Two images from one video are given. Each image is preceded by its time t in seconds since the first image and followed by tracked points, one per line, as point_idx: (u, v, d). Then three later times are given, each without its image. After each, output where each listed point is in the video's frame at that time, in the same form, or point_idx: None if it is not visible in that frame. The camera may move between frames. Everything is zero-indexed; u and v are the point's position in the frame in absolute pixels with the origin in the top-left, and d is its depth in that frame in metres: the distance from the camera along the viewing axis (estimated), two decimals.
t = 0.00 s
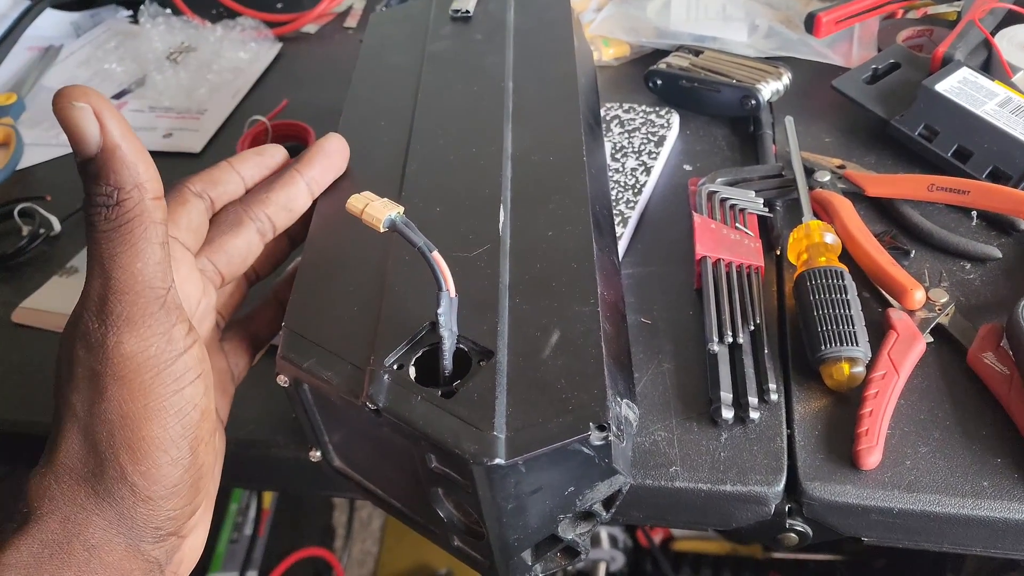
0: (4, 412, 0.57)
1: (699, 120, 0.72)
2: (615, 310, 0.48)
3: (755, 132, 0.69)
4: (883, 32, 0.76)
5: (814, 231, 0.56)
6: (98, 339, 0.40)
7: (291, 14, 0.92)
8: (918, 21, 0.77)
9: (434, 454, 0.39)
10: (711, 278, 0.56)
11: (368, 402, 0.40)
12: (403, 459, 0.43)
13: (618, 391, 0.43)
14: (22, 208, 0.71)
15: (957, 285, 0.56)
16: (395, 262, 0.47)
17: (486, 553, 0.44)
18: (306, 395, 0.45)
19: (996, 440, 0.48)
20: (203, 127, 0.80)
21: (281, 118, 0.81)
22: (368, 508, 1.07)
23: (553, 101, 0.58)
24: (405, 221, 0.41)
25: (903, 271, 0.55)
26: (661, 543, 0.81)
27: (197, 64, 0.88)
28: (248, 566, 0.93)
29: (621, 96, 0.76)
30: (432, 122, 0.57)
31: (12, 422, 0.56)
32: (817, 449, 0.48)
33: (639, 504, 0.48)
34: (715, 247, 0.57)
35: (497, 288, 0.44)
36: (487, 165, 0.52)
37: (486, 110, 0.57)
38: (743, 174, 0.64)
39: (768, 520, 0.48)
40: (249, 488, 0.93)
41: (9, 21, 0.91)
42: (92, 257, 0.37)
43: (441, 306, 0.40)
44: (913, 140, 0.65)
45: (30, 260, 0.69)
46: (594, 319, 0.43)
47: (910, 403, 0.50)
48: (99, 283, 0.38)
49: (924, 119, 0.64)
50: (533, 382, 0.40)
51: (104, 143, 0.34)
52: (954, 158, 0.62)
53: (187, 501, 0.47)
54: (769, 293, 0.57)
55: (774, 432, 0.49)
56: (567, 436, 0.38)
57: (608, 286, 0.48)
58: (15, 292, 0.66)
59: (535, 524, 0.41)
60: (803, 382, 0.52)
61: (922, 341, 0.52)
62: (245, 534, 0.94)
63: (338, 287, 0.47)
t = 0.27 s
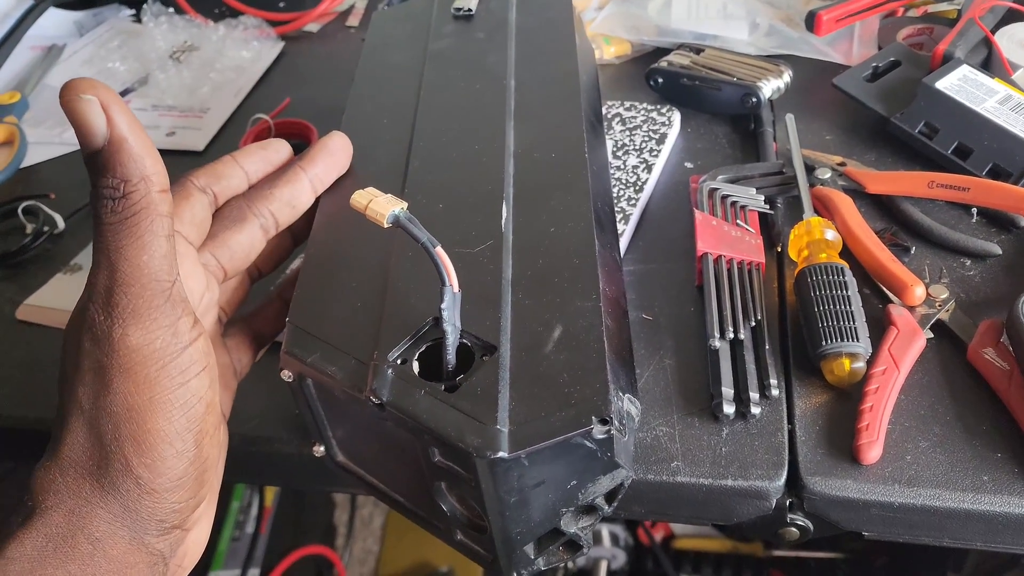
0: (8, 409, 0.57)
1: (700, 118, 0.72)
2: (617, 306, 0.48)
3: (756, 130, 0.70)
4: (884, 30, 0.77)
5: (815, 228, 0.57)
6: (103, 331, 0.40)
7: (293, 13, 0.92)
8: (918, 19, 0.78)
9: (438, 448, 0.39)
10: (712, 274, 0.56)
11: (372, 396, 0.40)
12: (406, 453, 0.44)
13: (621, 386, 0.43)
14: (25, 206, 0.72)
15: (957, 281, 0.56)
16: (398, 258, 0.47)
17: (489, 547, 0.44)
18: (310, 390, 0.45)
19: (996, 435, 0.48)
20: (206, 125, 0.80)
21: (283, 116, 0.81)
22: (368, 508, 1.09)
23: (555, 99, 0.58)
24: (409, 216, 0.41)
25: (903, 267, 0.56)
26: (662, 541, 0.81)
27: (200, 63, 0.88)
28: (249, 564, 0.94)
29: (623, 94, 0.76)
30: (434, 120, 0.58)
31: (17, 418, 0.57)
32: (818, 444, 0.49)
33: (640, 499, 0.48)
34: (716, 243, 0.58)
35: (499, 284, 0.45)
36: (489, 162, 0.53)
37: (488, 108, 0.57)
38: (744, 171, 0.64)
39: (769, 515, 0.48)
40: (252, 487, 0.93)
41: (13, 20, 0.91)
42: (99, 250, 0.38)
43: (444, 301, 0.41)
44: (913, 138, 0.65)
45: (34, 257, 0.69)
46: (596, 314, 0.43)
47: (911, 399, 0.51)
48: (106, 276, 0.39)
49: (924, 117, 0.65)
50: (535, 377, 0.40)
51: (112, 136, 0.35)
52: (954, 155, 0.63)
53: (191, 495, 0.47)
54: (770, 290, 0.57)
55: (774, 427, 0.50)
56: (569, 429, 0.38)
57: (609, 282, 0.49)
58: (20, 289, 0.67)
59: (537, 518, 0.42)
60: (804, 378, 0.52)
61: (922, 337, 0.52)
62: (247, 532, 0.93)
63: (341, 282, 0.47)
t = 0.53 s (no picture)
0: (7, 410, 0.57)
1: (698, 119, 0.72)
2: (614, 307, 0.49)
3: (754, 131, 0.70)
4: (882, 31, 0.77)
5: (812, 229, 0.57)
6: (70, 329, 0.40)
7: (293, 14, 0.92)
8: (917, 19, 0.78)
9: (434, 449, 0.39)
10: (710, 276, 0.56)
11: (369, 397, 0.41)
12: (402, 454, 0.44)
13: (617, 387, 0.43)
14: (25, 207, 0.72)
15: (954, 282, 0.57)
16: (394, 260, 0.47)
17: (485, 547, 0.44)
18: (307, 392, 0.45)
19: (992, 436, 0.48)
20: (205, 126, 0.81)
21: (282, 117, 0.81)
22: (369, 507, 1.05)
23: (552, 100, 0.58)
24: (406, 218, 0.41)
25: (900, 268, 0.56)
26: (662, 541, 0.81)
27: (199, 63, 0.89)
28: (249, 564, 0.94)
29: (621, 95, 0.76)
30: (432, 121, 0.58)
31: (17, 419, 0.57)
32: (814, 445, 0.49)
33: (637, 500, 0.49)
34: (713, 245, 0.58)
35: (496, 285, 0.45)
36: (486, 163, 0.53)
37: (486, 109, 0.57)
38: (742, 173, 0.64)
39: (766, 516, 0.48)
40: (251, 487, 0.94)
41: (13, 22, 0.92)
42: (59, 247, 0.38)
43: (440, 303, 0.41)
44: (911, 139, 0.65)
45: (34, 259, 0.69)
46: (592, 315, 0.44)
47: (907, 400, 0.51)
48: (66, 274, 0.38)
49: (922, 118, 0.65)
50: (532, 378, 0.41)
51: (61, 125, 0.34)
52: (951, 156, 0.63)
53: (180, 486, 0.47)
54: (767, 291, 0.57)
55: (771, 429, 0.50)
56: (565, 430, 0.38)
57: (606, 284, 0.49)
58: (20, 290, 0.67)
59: (533, 519, 0.42)
60: (800, 379, 0.52)
61: (919, 338, 0.52)
62: (247, 532, 0.94)
63: (338, 284, 0.48)
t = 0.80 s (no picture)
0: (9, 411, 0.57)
1: (700, 119, 0.72)
2: (616, 308, 0.48)
3: (756, 131, 0.69)
4: (885, 30, 0.77)
5: (816, 230, 0.57)
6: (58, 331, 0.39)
7: (295, 14, 0.92)
8: (920, 19, 0.77)
9: (436, 451, 0.39)
10: (713, 276, 0.56)
11: (371, 398, 0.40)
12: (405, 455, 0.44)
13: (620, 388, 0.43)
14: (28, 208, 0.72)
15: (958, 283, 0.56)
16: (397, 261, 0.47)
17: (488, 549, 0.44)
18: (309, 393, 0.45)
19: (997, 437, 0.48)
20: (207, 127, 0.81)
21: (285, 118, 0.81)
22: (372, 507, 1.04)
23: (554, 100, 0.58)
24: (408, 219, 0.42)
25: (903, 268, 0.55)
26: (664, 542, 0.81)
27: (201, 64, 0.89)
28: (252, 564, 0.94)
29: (624, 95, 0.76)
30: (434, 121, 0.58)
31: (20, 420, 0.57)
32: (817, 446, 0.49)
33: (640, 501, 0.48)
34: (716, 245, 0.57)
35: (499, 286, 0.45)
36: (488, 163, 0.53)
37: (488, 109, 0.57)
38: (745, 173, 0.64)
39: (769, 517, 0.48)
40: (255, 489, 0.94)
41: (16, 23, 0.92)
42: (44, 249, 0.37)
43: (443, 304, 0.41)
44: (914, 139, 0.65)
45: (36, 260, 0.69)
46: (595, 317, 0.43)
47: (911, 401, 0.51)
48: (51, 277, 0.38)
49: (925, 118, 0.64)
50: (534, 380, 0.41)
51: (42, 122, 0.33)
52: (955, 156, 0.63)
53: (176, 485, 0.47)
54: (771, 292, 0.57)
55: (775, 430, 0.50)
56: (568, 432, 0.38)
57: (609, 284, 0.49)
58: (22, 291, 0.67)
59: (536, 520, 0.42)
60: (804, 379, 0.52)
61: (923, 338, 0.52)
62: (250, 532, 0.94)
63: (340, 285, 0.48)
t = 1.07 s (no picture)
0: (11, 413, 0.57)
1: (703, 119, 0.72)
2: (619, 311, 0.48)
3: (759, 132, 0.69)
4: (889, 30, 0.76)
5: (819, 231, 0.57)
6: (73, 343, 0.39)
7: (297, 15, 0.92)
8: (924, 18, 0.77)
9: (439, 454, 0.39)
10: (716, 278, 0.56)
11: (373, 402, 0.40)
12: (407, 458, 0.44)
13: (623, 391, 0.43)
14: (30, 209, 0.72)
15: (962, 284, 0.56)
16: (399, 263, 0.47)
17: (491, 552, 0.44)
18: (311, 396, 0.45)
19: (1002, 439, 0.48)
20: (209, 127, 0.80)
21: (286, 119, 0.81)
22: (375, 508, 1.03)
23: (556, 101, 0.58)
24: (410, 222, 0.41)
25: (908, 270, 0.55)
26: (668, 543, 0.82)
27: (203, 65, 0.89)
28: (256, 565, 0.94)
29: (626, 95, 0.76)
30: (437, 123, 0.57)
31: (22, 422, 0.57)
32: (821, 449, 0.48)
33: (643, 504, 0.48)
34: (719, 246, 0.57)
35: (502, 289, 0.45)
36: (490, 165, 0.53)
37: (490, 111, 0.57)
38: (748, 173, 0.64)
39: (773, 520, 0.48)
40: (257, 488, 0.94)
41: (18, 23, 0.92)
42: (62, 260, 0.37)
43: (445, 307, 0.41)
44: (918, 139, 0.65)
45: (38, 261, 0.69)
46: (599, 319, 0.43)
47: (915, 403, 0.50)
48: (68, 289, 0.38)
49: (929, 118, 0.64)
50: (537, 383, 0.40)
51: (69, 136, 0.33)
52: (959, 157, 0.62)
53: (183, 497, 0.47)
54: (774, 293, 0.57)
55: (778, 432, 0.49)
56: (571, 436, 0.38)
57: (611, 286, 0.48)
58: (25, 293, 0.67)
59: (539, 524, 0.42)
60: (808, 381, 0.52)
61: (927, 340, 0.51)
62: (252, 533, 0.95)
63: (343, 287, 0.47)
